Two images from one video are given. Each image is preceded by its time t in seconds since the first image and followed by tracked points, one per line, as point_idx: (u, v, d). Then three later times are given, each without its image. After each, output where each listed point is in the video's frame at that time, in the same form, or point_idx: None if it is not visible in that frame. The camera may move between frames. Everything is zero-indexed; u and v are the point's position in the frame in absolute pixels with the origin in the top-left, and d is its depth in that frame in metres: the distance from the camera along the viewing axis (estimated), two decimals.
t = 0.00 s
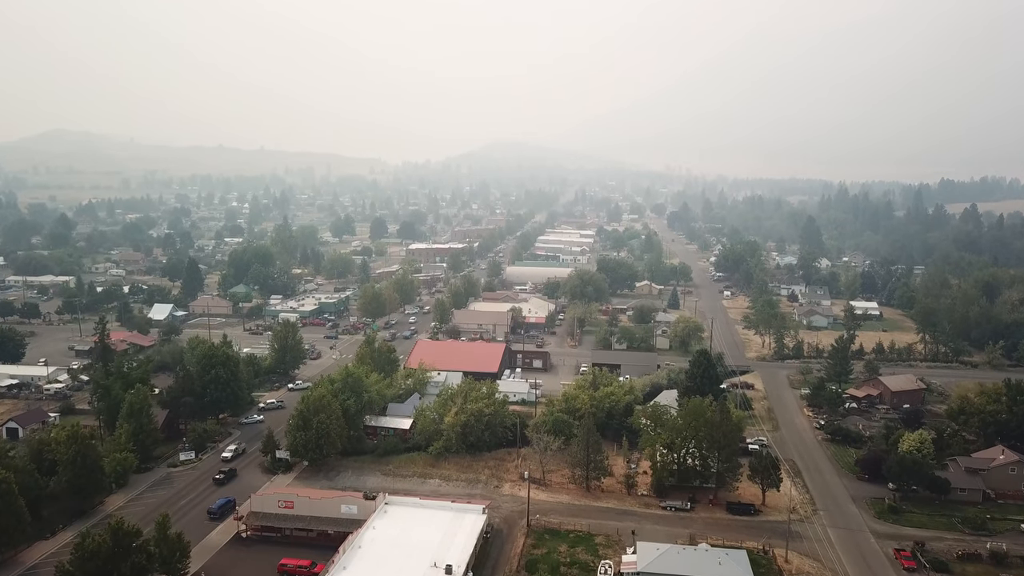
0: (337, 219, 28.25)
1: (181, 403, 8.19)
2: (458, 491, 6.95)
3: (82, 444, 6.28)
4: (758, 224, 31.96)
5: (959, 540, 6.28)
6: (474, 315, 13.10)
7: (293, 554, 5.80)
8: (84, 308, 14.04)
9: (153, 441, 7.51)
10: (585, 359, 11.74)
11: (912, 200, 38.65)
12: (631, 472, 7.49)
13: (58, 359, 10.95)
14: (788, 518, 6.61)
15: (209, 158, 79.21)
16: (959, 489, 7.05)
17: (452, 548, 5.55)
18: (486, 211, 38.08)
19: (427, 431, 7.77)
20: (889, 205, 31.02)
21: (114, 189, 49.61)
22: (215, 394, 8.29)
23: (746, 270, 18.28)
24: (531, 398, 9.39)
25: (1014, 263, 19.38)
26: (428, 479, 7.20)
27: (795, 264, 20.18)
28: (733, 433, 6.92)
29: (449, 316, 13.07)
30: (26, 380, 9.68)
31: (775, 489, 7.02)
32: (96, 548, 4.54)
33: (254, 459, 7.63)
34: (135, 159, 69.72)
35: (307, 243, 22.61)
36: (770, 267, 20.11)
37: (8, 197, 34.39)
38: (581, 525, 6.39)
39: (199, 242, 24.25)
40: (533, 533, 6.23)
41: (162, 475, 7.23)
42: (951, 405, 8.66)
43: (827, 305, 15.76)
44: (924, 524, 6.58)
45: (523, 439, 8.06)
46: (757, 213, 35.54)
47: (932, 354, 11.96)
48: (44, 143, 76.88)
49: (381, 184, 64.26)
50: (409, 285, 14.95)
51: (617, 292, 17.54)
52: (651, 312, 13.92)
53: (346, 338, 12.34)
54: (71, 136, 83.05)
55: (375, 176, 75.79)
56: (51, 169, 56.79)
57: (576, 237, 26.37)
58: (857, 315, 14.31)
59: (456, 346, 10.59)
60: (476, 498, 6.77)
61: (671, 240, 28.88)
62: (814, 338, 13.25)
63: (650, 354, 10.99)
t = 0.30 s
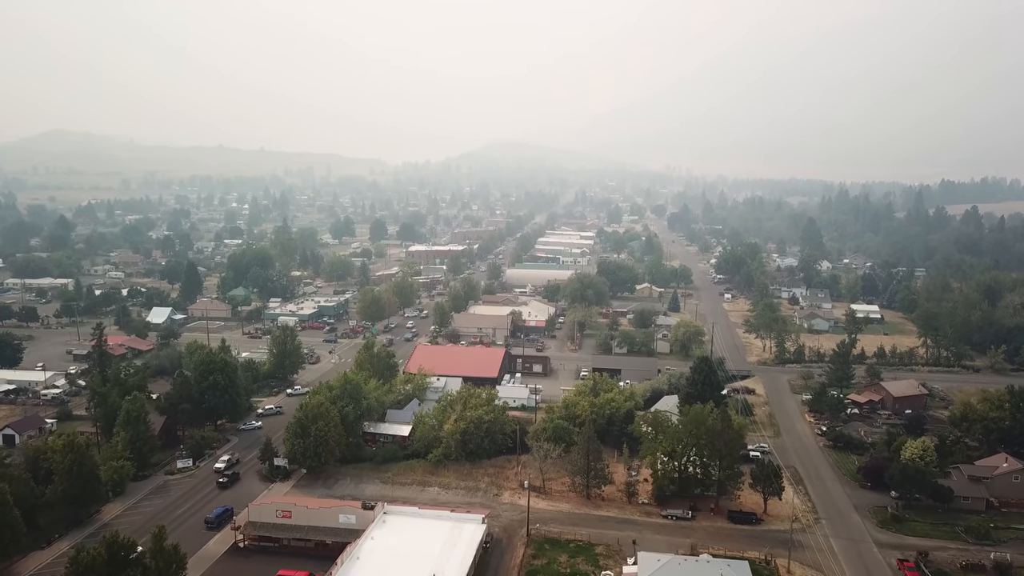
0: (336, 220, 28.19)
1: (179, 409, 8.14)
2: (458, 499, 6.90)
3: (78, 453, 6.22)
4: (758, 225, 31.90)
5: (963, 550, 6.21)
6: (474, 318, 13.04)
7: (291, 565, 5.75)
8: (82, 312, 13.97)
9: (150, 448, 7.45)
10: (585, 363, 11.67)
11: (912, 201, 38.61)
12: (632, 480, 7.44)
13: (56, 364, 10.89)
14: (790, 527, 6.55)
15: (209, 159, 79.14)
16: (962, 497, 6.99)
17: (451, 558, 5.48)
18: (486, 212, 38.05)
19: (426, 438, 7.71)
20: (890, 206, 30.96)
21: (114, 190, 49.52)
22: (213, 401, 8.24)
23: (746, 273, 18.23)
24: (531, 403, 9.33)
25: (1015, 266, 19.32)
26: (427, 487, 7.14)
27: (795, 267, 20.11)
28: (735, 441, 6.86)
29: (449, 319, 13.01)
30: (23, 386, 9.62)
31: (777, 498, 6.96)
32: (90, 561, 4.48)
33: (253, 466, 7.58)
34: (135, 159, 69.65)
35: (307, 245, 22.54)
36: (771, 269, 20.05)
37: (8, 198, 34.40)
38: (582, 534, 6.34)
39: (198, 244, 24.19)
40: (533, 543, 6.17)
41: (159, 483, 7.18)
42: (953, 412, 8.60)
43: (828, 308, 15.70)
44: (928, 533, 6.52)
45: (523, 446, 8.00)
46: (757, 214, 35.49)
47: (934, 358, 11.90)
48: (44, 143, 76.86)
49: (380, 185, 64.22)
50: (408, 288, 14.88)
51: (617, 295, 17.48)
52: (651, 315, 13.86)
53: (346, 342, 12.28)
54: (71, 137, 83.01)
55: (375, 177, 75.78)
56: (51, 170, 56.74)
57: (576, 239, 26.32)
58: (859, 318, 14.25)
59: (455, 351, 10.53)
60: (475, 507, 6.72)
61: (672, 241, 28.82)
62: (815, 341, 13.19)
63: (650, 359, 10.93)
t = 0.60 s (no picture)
0: (336, 222, 28.13)
1: (177, 416, 8.08)
2: (457, 507, 6.85)
3: (74, 461, 6.17)
4: (759, 227, 31.84)
5: (967, 560, 6.16)
6: (474, 322, 12.97)
7: None
8: (80, 316, 13.90)
9: (147, 456, 7.40)
10: (585, 367, 11.62)
11: (913, 203, 38.56)
12: (633, 488, 7.38)
13: (54, 368, 10.83)
14: (792, 536, 6.49)
15: (209, 159, 79.05)
16: (966, 506, 6.94)
17: (450, 569, 5.42)
18: (486, 213, 38.02)
19: (425, 445, 7.66)
20: (890, 207, 30.90)
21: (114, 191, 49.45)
22: (211, 407, 8.19)
23: (747, 276, 18.17)
24: (531, 409, 9.27)
25: (1016, 270, 19.27)
26: (426, 495, 7.10)
27: (796, 269, 20.06)
28: (737, 449, 6.81)
29: (448, 323, 12.95)
30: (20, 391, 9.56)
31: (780, 506, 6.91)
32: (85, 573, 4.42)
33: (251, 474, 7.53)
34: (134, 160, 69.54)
35: (306, 248, 22.48)
36: (771, 272, 19.99)
37: (7, 199, 34.34)
38: (582, 544, 6.28)
39: (198, 246, 24.12)
40: (533, 552, 6.12)
41: (157, 491, 7.14)
42: (956, 418, 8.55)
43: (828, 311, 15.65)
44: (931, 543, 6.46)
45: (523, 453, 7.95)
46: (758, 215, 35.44)
47: (935, 362, 11.84)
48: (44, 144, 76.87)
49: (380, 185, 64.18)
50: (408, 291, 14.83)
51: (617, 297, 17.43)
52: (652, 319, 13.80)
53: (344, 346, 12.22)
54: (71, 137, 82.94)
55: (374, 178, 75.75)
56: (50, 171, 56.64)
57: (576, 241, 26.26)
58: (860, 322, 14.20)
59: (455, 355, 10.47)
60: (475, 516, 6.67)
61: (672, 243, 28.77)
62: (816, 345, 13.13)
63: (651, 364, 10.87)
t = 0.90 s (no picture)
0: (336, 223, 28.07)
1: (175, 423, 8.04)
2: (456, 516, 6.80)
3: (70, 470, 6.13)
4: (759, 228, 31.77)
5: (970, 570, 6.11)
6: (473, 325, 12.90)
7: None
8: (78, 319, 13.84)
9: (145, 464, 7.34)
10: (585, 371, 11.55)
11: (914, 203, 38.47)
12: (634, 495, 7.33)
13: (51, 373, 10.77)
14: (794, 546, 6.44)
15: (209, 159, 79.00)
16: (969, 514, 6.88)
17: None
18: (486, 214, 37.98)
19: (425, 452, 7.61)
20: (891, 208, 30.82)
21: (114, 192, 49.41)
22: (209, 413, 8.14)
23: (748, 278, 18.11)
24: (531, 414, 9.20)
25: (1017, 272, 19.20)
26: (425, 503, 7.05)
27: (797, 271, 19.99)
28: (738, 457, 6.76)
29: (448, 326, 12.88)
30: (18, 396, 9.51)
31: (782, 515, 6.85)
32: None
33: (249, 482, 7.49)
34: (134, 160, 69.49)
35: (306, 249, 22.42)
36: (772, 274, 19.93)
37: (7, 200, 34.31)
38: (582, 553, 6.23)
39: (197, 248, 24.07)
40: (533, 562, 6.07)
41: (154, 499, 7.09)
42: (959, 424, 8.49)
43: (829, 314, 15.58)
44: (934, 552, 6.41)
45: (523, 460, 7.89)
46: (758, 216, 35.36)
47: (937, 366, 11.77)
48: (45, 144, 76.89)
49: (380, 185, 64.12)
50: (408, 294, 14.77)
51: (618, 300, 17.36)
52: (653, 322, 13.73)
53: (343, 350, 12.17)
54: (71, 137, 82.87)
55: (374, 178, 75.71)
56: (50, 171, 56.58)
57: (576, 242, 26.20)
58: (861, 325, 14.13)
59: (455, 360, 10.41)
60: (474, 525, 6.62)
61: (672, 244, 28.71)
62: (817, 349, 13.07)
63: (652, 369, 10.80)
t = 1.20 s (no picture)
0: (336, 225, 28.01)
1: (173, 430, 7.98)
2: (456, 524, 6.75)
3: (66, 479, 6.09)
4: (760, 229, 31.71)
5: None
6: (473, 329, 12.84)
7: None
8: (76, 323, 13.77)
9: (142, 471, 7.30)
10: (586, 376, 11.48)
11: (914, 205, 38.41)
12: (634, 503, 7.28)
13: (49, 377, 10.71)
14: (797, 555, 6.39)
15: (209, 160, 78.95)
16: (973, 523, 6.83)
17: None
18: (487, 215, 37.93)
19: (424, 460, 7.56)
20: (892, 209, 30.72)
21: (114, 193, 49.37)
22: (207, 420, 8.09)
23: (748, 281, 18.04)
24: (532, 420, 9.13)
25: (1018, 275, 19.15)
26: (425, 511, 6.99)
27: (798, 274, 19.93)
28: (741, 465, 6.71)
29: (448, 330, 12.81)
30: (15, 402, 9.45)
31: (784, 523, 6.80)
32: None
33: (246, 489, 7.44)
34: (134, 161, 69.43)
35: (305, 251, 22.36)
36: (773, 276, 19.86)
37: (7, 201, 34.26)
38: (583, 563, 6.18)
39: (197, 250, 24.01)
40: (534, 572, 6.02)
41: (152, 507, 7.03)
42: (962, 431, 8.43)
43: (830, 318, 15.52)
44: (937, 561, 6.36)
45: (523, 467, 7.84)
46: (758, 217, 35.29)
47: (939, 371, 11.71)
48: (45, 145, 76.86)
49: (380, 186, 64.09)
50: (407, 297, 14.69)
51: (618, 303, 17.30)
52: (653, 326, 13.66)
53: (343, 355, 12.10)
54: (71, 137, 82.75)
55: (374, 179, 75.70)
56: (49, 172, 56.49)
57: (576, 244, 26.13)
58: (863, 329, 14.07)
59: (454, 365, 10.33)
60: (474, 533, 6.57)
61: (672, 246, 28.66)
62: (818, 353, 13.02)
63: (653, 374, 10.74)
